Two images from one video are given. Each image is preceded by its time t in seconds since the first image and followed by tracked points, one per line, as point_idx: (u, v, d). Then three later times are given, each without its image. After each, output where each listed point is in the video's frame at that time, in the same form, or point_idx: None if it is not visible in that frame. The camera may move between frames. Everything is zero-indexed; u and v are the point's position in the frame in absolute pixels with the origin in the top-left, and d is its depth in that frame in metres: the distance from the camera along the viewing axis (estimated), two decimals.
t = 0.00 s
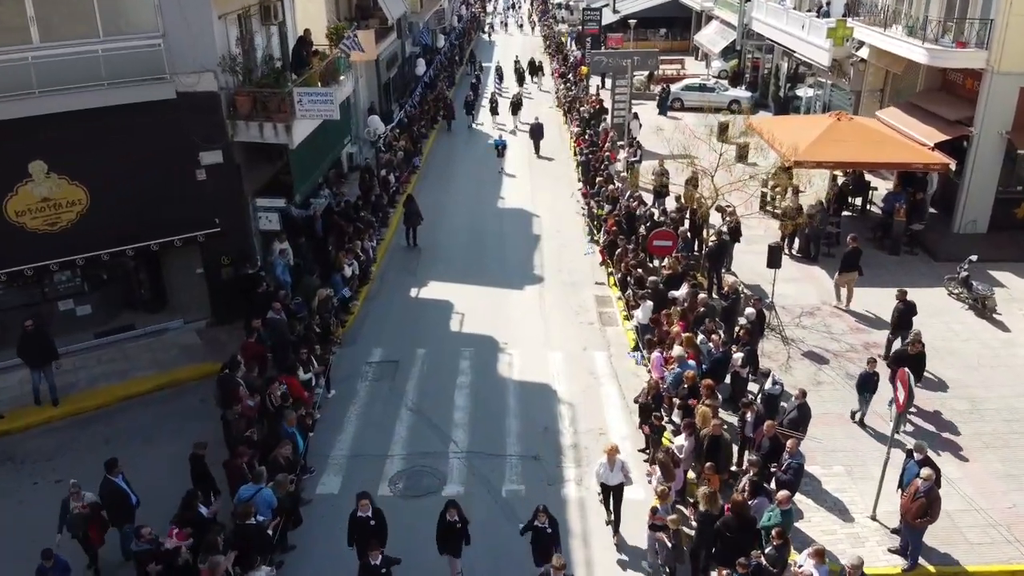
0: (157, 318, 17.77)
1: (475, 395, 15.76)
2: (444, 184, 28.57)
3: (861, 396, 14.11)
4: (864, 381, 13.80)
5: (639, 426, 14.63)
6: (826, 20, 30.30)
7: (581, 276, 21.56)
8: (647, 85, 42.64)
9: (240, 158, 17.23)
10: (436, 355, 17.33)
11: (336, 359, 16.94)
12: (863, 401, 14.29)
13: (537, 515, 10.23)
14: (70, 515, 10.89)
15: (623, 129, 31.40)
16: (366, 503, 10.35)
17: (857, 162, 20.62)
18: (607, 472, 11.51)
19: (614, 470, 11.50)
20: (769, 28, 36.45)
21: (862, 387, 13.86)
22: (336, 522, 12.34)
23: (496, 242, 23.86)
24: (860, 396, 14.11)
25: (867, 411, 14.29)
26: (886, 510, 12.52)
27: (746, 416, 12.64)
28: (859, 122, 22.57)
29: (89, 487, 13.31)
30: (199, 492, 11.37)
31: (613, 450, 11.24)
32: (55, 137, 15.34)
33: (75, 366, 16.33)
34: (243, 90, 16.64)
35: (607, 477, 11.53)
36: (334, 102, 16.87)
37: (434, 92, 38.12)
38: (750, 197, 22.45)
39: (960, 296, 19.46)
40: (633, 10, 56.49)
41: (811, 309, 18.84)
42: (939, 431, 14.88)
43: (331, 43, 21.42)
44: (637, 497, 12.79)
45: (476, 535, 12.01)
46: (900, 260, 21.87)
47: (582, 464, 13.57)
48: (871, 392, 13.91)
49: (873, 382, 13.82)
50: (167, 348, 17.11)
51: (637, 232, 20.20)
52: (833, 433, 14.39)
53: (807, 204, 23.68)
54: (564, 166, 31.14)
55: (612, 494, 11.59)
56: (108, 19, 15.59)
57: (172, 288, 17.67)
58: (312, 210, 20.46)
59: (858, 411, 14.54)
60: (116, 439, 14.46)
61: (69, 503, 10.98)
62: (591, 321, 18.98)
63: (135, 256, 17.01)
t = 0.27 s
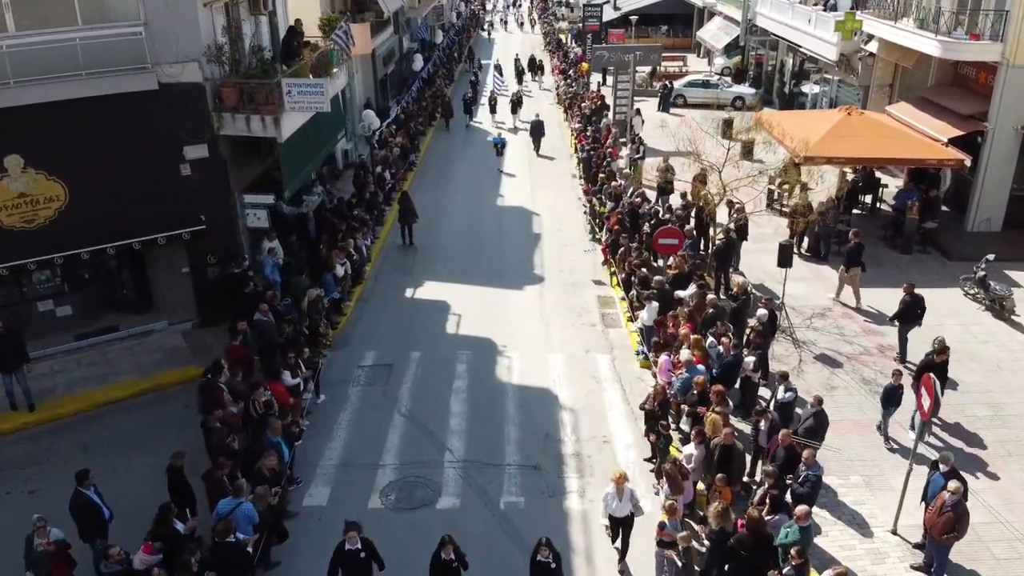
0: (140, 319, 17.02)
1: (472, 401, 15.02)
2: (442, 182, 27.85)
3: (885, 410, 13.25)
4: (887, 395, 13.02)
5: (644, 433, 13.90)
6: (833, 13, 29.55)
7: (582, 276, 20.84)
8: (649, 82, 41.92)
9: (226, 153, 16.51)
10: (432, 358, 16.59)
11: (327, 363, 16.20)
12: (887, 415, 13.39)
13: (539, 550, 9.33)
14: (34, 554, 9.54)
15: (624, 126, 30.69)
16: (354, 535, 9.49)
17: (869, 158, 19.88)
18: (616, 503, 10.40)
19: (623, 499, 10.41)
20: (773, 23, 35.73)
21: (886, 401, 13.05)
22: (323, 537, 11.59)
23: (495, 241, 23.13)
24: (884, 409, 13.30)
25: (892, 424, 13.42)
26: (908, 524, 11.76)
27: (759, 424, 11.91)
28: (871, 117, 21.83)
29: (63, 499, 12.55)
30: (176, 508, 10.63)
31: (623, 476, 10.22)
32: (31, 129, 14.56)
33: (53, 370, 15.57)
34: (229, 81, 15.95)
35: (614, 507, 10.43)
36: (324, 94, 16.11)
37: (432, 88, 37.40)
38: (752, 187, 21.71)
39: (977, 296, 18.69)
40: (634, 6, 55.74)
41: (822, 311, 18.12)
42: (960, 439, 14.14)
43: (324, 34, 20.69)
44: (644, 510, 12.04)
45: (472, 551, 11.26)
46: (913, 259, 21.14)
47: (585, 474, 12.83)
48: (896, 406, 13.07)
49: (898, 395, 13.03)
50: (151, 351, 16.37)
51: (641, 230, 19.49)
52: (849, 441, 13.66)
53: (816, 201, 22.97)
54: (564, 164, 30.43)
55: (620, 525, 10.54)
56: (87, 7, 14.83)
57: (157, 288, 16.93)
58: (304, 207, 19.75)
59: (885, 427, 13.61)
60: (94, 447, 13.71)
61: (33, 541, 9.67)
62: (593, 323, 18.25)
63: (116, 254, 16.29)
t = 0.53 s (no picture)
0: (129, 314, 16.49)
1: (470, 398, 14.50)
2: (440, 176, 27.33)
3: (907, 416, 12.73)
4: (910, 399, 12.46)
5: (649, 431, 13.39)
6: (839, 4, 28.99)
7: (585, 271, 20.32)
8: (650, 77, 41.39)
9: (217, 142, 15.99)
10: (429, 354, 16.07)
11: (321, 359, 15.67)
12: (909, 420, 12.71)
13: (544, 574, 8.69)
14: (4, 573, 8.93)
15: (626, 120, 30.20)
16: (349, 555, 8.78)
17: (879, 150, 19.34)
18: (621, 519, 9.79)
19: (629, 516, 9.78)
20: (778, 16, 35.19)
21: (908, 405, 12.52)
22: (314, 539, 11.07)
23: (495, 235, 22.61)
24: (904, 412, 12.75)
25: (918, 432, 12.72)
26: (925, 527, 11.23)
27: (770, 421, 11.41)
28: (879, 108, 21.31)
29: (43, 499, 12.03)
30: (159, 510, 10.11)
31: (630, 488, 9.66)
32: (12, 116, 14.05)
33: (36, 367, 15.04)
34: (219, 67, 15.41)
35: (621, 526, 9.79)
36: (319, 81, 15.60)
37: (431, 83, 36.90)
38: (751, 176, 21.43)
39: (991, 292, 18.13)
40: (635, 2, 55.18)
41: (831, 306, 17.60)
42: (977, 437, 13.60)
43: (318, 21, 20.16)
44: (650, 511, 11.52)
45: (470, 553, 10.75)
46: (923, 254, 20.62)
47: (588, 474, 12.30)
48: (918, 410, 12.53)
49: (920, 399, 12.50)
50: (138, 347, 15.85)
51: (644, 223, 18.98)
52: (862, 440, 13.14)
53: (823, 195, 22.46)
54: (565, 158, 29.93)
55: (623, 541, 9.89)
56: None
57: (146, 282, 16.42)
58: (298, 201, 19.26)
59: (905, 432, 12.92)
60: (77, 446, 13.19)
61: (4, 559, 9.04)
62: (596, 319, 17.73)
63: (103, 245, 15.77)
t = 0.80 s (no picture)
0: (121, 306, 16.12)
1: (469, 391, 14.12)
2: (440, 169, 26.97)
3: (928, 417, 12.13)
4: (932, 401, 11.86)
5: (653, 424, 13.03)
6: None
7: (586, 263, 19.96)
8: (653, 72, 41.04)
9: (210, 129, 15.64)
10: (427, 347, 15.68)
11: (316, 352, 15.29)
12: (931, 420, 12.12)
13: None
14: None
15: (628, 113, 29.84)
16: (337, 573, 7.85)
17: (888, 139, 18.93)
18: (628, 536, 9.09)
19: (637, 532, 9.08)
20: (781, 9, 34.83)
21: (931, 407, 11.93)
22: (306, 535, 10.69)
23: (495, 228, 22.23)
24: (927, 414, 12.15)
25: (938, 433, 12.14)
26: (939, 522, 10.85)
27: (779, 413, 11.04)
28: (886, 98, 20.95)
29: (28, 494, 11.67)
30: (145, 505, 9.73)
31: (636, 502, 8.96)
32: None
33: (25, 359, 14.68)
34: (212, 53, 15.06)
35: (628, 543, 9.08)
36: (314, 66, 15.32)
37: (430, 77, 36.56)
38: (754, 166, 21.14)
39: (1001, 284, 17.74)
40: None
41: (838, 298, 17.23)
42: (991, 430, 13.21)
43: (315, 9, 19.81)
44: (655, 506, 11.14)
45: (469, 550, 10.37)
46: (931, 246, 20.24)
47: (590, 469, 11.92)
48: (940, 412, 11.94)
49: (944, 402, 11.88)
50: (129, 339, 15.48)
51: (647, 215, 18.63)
52: (872, 433, 12.76)
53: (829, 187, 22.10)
54: (566, 152, 29.57)
55: (633, 560, 9.19)
56: None
57: (138, 273, 16.06)
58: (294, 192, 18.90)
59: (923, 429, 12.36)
60: (64, 440, 12.83)
61: None
62: (598, 311, 17.36)
63: (91, 235, 15.42)
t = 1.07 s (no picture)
0: (114, 297, 15.87)
1: (467, 382, 13.88)
2: (438, 162, 26.74)
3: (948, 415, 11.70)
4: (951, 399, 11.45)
5: (654, 414, 12.82)
6: None
7: (586, 255, 19.75)
8: (653, 67, 40.85)
9: (204, 117, 15.45)
10: (425, 338, 15.46)
11: (312, 343, 15.06)
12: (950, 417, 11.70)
13: None
14: None
15: (629, 106, 29.64)
16: None
17: (891, 129, 18.71)
18: (632, 543, 8.71)
19: (643, 539, 8.69)
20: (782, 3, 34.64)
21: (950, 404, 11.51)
22: (300, 526, 10.47)
23: (494, 221, 22.00)
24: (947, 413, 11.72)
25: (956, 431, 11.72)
26: (947, 512, 10.63)
27: (782, 401, 10.83)
28: (889, 88, 20.74)
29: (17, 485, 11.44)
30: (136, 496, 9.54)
31: (643, 508, 8.57)
32: None
33: (16, 350, 14.44)
34: (206, 39, 14.93)
35: (636, 551, 8.68)
36: (308, 53, 14.97)
37: (429, 71, 36.35)
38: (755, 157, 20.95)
39: (1006, 275, 17.52)
40: None
41: (841, 289, 17.02)
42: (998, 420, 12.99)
43: None
44: (656, 496, 10.92)
45: (466, 540, 10.14)
46: (935, 238, 20.01)
47: (590, 459, 11.71)
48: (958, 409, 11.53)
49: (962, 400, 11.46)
50: (122, 330, 15.25)
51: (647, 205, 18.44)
52: (877, 423, 12.55)
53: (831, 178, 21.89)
54: (565, 145, 29.36)
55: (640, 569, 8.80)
56: None
57: (131, 264, 15.83)
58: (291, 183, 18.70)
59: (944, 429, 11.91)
60: (55, 431, 12.59)
61: None
62: (598, 303, 17.14)
63: (84, 224, 15.12)
